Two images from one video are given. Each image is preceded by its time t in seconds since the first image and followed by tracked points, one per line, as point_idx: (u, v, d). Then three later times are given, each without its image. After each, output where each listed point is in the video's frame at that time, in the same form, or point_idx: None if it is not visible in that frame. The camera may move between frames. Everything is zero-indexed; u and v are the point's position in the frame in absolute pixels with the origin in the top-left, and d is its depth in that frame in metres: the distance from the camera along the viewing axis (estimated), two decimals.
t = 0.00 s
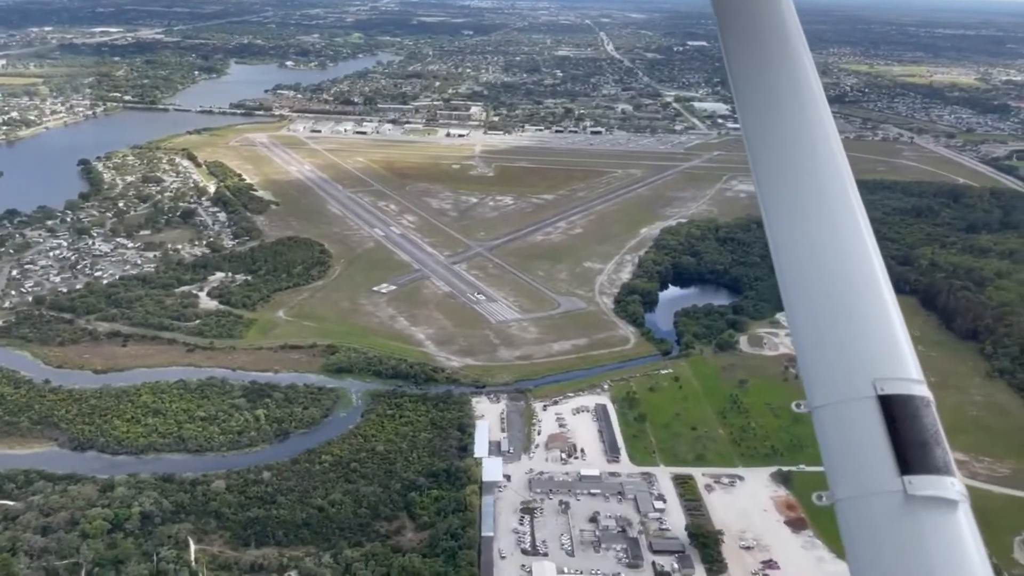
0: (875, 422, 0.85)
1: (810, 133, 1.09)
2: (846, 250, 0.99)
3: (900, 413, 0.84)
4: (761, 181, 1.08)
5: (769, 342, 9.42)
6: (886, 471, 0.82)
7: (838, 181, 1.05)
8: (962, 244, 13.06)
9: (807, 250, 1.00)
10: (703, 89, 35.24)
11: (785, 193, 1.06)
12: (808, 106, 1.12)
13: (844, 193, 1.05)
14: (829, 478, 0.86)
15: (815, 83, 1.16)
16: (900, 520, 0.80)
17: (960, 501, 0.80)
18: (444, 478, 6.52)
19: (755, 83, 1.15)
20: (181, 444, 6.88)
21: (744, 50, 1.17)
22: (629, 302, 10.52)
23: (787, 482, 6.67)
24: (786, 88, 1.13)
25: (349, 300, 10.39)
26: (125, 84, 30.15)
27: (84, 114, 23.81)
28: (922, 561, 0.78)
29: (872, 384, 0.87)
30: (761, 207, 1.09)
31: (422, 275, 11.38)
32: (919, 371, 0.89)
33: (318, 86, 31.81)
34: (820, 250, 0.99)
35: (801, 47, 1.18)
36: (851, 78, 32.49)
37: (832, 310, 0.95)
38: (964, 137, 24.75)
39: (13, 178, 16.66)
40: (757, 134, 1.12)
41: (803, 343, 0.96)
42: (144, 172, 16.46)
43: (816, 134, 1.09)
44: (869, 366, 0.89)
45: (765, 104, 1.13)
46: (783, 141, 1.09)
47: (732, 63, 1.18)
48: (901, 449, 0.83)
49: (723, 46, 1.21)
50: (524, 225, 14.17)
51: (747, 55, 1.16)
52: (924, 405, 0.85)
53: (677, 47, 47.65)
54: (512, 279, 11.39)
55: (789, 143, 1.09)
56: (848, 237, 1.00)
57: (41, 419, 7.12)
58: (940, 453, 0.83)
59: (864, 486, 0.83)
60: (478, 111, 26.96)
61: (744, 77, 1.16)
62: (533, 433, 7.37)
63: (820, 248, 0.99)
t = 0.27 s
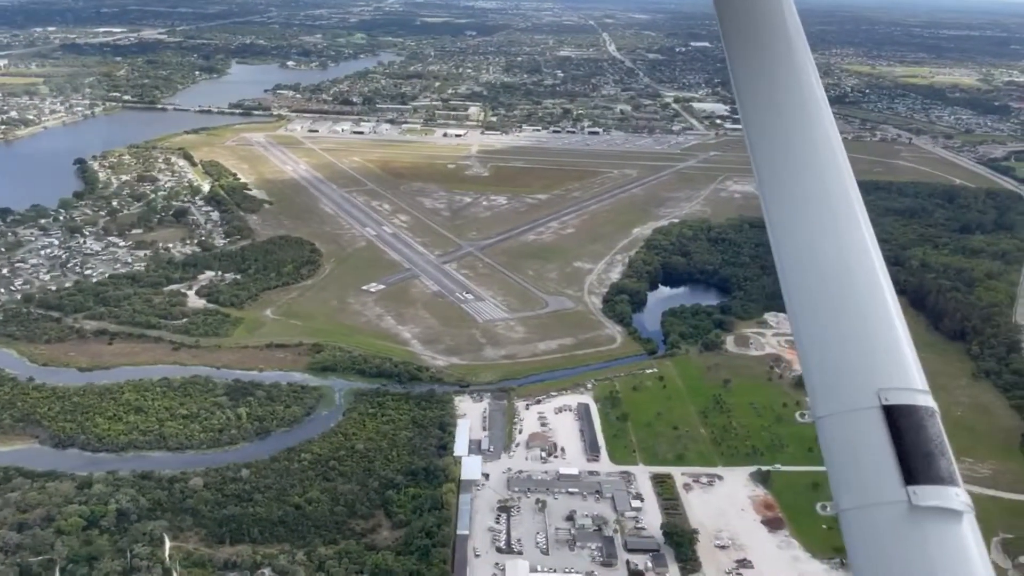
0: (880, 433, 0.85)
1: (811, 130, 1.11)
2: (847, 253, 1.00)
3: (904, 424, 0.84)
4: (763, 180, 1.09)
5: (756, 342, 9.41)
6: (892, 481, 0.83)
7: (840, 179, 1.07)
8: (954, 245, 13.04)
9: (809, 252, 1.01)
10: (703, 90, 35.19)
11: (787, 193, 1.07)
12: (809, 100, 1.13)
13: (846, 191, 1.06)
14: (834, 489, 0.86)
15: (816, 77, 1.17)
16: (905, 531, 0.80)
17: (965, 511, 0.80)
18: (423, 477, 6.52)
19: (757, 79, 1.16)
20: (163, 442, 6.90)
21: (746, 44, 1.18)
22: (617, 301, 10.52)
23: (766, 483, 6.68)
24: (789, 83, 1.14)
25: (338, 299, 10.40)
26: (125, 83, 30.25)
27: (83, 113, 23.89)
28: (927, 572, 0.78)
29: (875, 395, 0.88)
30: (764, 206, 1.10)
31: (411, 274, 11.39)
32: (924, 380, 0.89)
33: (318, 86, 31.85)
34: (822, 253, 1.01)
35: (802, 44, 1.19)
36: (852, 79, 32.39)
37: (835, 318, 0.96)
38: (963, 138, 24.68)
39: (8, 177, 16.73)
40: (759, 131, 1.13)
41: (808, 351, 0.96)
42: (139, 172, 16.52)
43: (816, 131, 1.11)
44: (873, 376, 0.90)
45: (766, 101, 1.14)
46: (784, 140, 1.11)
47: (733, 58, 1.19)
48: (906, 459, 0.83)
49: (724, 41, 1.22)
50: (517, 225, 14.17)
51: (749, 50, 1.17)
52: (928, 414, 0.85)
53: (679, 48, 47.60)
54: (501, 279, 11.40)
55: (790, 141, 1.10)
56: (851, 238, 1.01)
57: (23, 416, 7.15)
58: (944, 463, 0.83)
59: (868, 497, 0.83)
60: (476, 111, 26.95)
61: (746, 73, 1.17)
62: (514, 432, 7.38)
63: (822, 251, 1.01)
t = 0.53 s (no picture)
0: (891, 444, 0.86)
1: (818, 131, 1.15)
2: (855, 256, 1.02)
3: (914, 434, 0.85)
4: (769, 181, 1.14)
5: (742, 342, 9.40)
6: (901, 493, 0.84)
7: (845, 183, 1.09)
8: (947, 245, 12.99)
9: (815, 253, 1.04)
10: (703, 90, 35.09)
11: (796, 195, 1.11)
12: (815, 121, 1.18)
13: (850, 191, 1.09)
14: (842, 499, 0.87)
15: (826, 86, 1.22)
16: (916, 542, 0.81)
17: (976, 522, 0.81)
18: (401, 475, 6.52)
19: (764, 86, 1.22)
20: (142, 440, 6.91)
21: (757, 56, 1.24)
22: (605, 301, 10.51)
23: (745, 483, 6.67)
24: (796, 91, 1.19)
25: (325, 297, 10.40)
26: (124, 83, 30.29)
27: (81, 113, 23.94)
28: None
29: (885, 404, 0.88)
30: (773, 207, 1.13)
31: (401, 273, 11.38)
32: (935, 391, 0.90)
33: (317, 85, 31.83)
34: (828, 256, 1.03)
35: (815, 56, 1.24)
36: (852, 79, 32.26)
37: (847, 326, 0.97)
38: (961, 139, 24.58)
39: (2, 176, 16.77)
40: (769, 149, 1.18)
41: (819, 359, 0.98)
42: (133, 170, 16.54)
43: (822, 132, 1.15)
44: (882, 385, 0.90)
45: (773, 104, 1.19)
46: (790, 142, 1.15)
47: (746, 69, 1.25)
48: (917, 471, 0.84)
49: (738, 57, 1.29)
50: (509, 224, 14.15)
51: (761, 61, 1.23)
52: (939, 425, 0.86)
53: (680, 48, 47.47)
54: (490, 278, 11.40)
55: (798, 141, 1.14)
56: (858, 241, 1.03)
57: (5, 413, 7.17)
58: (955, 474, 0.83)
59: (878, 509, 0.84)
60: (474, 111, 26.91)
61: (757, 79, 1.23)
62: (495, 431, 7.37)
63: (830, 255, 1.03)
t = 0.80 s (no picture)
0: (891, 453, 0.87)
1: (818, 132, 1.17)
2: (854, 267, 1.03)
3: (916, 443, 0.86)
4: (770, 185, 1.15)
5: (726, 341, 9.41)
6: (903, 503, 0.84)
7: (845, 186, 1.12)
8: (937, 245, 12.97)
9: (816, 258, 1.06)
10: (701, 90, 35.03)
11: (797, 199, 1.12)
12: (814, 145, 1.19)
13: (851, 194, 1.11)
14: (844, 509, 0.88)
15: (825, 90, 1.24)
16: (917, 551, 0.82)
17: (976, 530, 0.82)
18: (378, 473, 6.52)
19: (764, 88, 1.23)
20: (121, 436, 6.93)
21: (758, 58, 1.26)
22: (591, 300, 10.52)
23: (722, 481, 6.68)
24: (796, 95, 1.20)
25: (311, 295, 10.40)
26: (122, 82, 30.33)
27: (78, 111, 24.01)
28: None
29: (886, 413, 0.90)
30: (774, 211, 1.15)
31: (388, 271, 11.37)
32: (937, 399, 0.91)
33: (315, 85, 31.82)
34: (829, 261, 1.05)
35: (813, 58, 1.26)
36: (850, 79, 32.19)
37: (848, 334, 0.98)
38: (958, 139, 24.53)
39: None
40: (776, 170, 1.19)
41: (820, 367, 0.99)
42: (127, 169, 16.58)
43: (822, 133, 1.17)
44: (882, 393, 0.92)
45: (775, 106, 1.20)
46: (791, 145, 1.16)
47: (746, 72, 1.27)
48: (917, 479, 0.85)
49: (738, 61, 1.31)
50: (499, 223, 14.14)
51: (762, 63, 1.24)
52: (940, 433, 0.87)
53: (681, 48, 47.40)
54: (478, 276, 11.39)
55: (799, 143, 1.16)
56: (859, 244, 1.05)
57: None
58: (956, 483, 0.84)
59: (880, 518, 0.85)
60: (470, 110, 26.87)
61: (756, 82, 1.24)
62: (474, 429, 7.37)
63: (831, 261, 1.05)
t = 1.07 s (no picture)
0: (896, 449, 0.87)
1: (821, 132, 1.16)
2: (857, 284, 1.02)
3: (920, 439, 0.86)
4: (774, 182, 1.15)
5: (710, 340, 9.42)
6: (907, 499, 0.85)
7: (851, 183, 1.12)
8: (927, 244, 12.94)
9: (820, 256, 1.06)
10: (699, 88, 34.95)
11: (800, 196, 1.12)
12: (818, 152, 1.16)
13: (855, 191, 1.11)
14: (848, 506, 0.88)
15: (828, 89, 1.24)
16: (922, 547, 0.82)
17: (979, 527, 0.83)
18: (354, 469, 6.52)
19: (767, 85, 1.23)
20: (99, 433, 6.94)
21: (759, 54, 1.25)
22: (577, 298, 10.51)
23: (699, 479, 6.68)
24: (798, 94, 1.20)
25: (297, 293, 10.40)
26: (119, 80, 30.33)
27: (73, 110, 24.04)
28: None
29: (890, 410, 0.90)
30: (775, 208, 1.15)
31: (376, 269, 11.35)
32: (940, 395, 0.91)
33: (312, 83, 31.77)
34: (832, 261, 1.05)
35: (816, 55, 1.26)
36: (849, 79, 32.07)
37: (852, 332, 0.98)
38: (954, 138, 24.47)
39: None
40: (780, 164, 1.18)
41: (824, 364, 0.99)
42: (119, 166, 16.60)
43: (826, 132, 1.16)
44: (885, 390, 0.92)
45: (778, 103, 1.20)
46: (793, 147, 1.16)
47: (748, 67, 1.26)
48: (922, 476, 0.85)
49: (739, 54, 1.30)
50: (489, 221, 14.12)
51: (766, 58, 1.23)
52: (944, 431, 0.87)
53: (681, 47, 47.25)
54: (466, 274, 11.38)
55: (805, 141, 1.16)
56: (861, 242, 1.05)
57: None
58: (960, 480, 0.85)
59: (885, 514, 0.85)
60: (466, 109, 26.82)
61: (758, 78, 1.24)
62: (453, 426, 7.36)
63: (835, 259, 1.05)
